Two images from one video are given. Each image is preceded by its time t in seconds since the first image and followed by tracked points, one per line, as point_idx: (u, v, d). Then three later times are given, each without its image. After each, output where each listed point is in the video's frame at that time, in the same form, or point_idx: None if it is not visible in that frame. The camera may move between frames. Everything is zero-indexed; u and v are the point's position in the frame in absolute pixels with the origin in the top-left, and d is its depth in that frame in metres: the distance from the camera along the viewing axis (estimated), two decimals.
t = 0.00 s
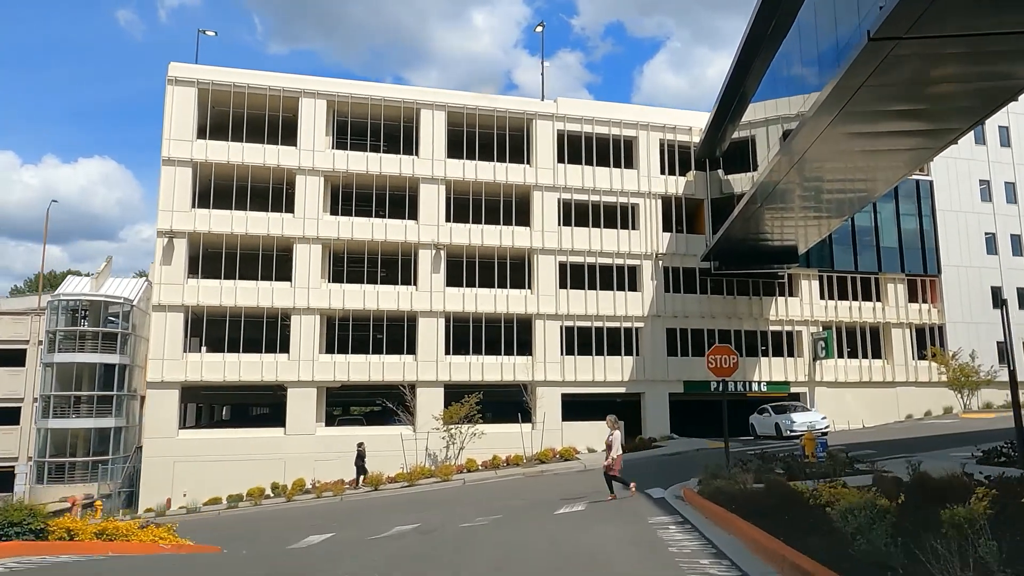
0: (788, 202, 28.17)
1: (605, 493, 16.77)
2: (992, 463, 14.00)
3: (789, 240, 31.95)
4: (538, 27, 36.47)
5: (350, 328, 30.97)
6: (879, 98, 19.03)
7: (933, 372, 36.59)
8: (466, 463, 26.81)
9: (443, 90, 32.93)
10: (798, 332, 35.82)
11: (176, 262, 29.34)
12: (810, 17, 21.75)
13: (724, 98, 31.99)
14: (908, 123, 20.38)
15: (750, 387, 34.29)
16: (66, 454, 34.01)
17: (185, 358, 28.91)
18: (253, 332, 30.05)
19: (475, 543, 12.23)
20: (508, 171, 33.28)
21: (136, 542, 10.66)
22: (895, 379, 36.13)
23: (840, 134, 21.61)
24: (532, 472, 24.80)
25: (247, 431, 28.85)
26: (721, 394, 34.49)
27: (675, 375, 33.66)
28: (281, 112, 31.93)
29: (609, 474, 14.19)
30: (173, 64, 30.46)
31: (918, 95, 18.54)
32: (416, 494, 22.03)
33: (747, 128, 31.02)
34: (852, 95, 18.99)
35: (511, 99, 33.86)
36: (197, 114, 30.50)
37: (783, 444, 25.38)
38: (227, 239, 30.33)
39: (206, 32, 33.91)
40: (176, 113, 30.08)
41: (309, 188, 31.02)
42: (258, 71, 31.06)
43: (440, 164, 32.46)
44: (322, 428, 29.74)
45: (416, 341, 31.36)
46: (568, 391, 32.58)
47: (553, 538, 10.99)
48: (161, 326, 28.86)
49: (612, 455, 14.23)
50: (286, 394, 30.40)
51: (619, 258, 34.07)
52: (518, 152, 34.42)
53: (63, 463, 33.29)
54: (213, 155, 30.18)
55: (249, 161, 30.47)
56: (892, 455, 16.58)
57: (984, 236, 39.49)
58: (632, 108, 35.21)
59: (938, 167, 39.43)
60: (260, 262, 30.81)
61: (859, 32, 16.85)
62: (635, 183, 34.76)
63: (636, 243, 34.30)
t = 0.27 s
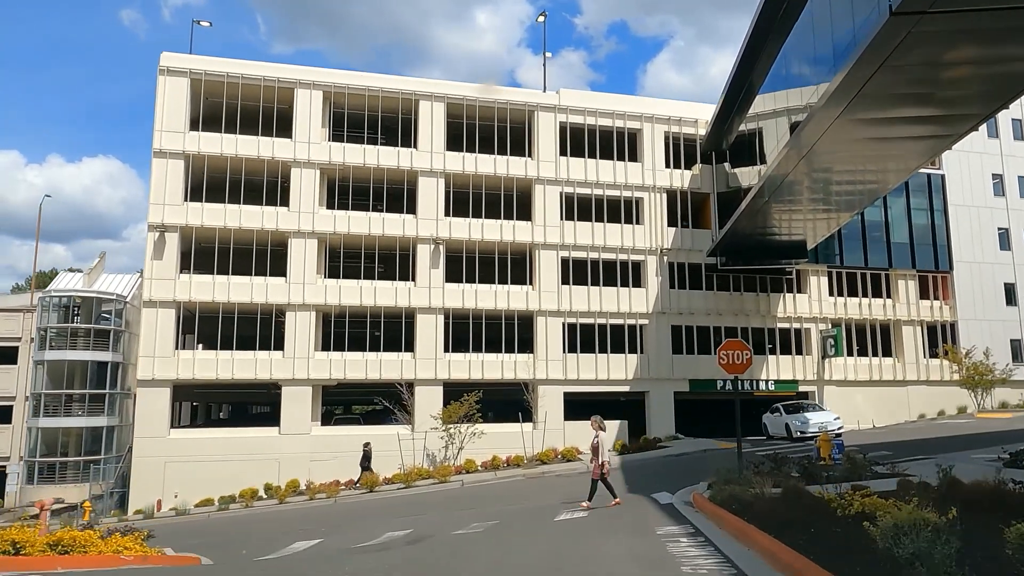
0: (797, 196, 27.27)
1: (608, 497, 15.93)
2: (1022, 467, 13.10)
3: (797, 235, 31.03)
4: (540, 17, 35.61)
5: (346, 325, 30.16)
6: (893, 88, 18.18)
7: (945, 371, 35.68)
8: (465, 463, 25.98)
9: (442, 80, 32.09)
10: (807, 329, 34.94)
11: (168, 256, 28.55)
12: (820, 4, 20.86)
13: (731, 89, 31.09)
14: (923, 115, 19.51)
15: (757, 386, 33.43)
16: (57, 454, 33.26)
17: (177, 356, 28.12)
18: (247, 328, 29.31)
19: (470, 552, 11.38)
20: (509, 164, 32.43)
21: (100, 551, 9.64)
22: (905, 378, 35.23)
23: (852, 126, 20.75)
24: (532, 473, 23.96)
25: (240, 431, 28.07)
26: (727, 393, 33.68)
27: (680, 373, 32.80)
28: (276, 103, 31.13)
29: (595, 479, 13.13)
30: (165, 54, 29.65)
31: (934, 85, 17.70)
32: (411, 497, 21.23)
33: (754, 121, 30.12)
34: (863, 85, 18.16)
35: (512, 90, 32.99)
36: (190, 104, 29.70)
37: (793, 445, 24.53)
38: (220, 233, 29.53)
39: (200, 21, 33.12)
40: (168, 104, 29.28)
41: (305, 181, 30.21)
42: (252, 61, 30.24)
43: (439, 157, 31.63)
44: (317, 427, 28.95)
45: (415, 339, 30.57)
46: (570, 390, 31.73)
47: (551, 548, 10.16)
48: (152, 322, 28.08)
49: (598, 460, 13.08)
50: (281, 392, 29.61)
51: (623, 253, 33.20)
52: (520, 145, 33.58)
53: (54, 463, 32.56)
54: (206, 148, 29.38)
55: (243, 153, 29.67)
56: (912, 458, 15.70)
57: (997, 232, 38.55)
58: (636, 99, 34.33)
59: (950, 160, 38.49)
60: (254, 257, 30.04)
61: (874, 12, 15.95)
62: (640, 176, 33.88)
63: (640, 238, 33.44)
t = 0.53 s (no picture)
0: (803, 192, 26.64)
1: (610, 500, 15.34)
2: None
3: (803, 231, 30.41)
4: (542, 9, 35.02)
5: (343, 323, 29.64)
6: (905, 81, 17.57)
7: (954, 369, 35.05)
8: (465, 463, 25.44)
9: (442, 73, 31.51)
10: (813, 327, 34.33)
11: (162, 252, 28.00)
12: None
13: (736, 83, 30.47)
14: (936, 108, 18.91)
15: (763, 385, 32.83)
16: (51, 453, 32.74)
17: (171, 354, 27.58)
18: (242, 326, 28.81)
19: (463, 557, 10.81)
20: (510, 159, 31.84)
21: (66, 560, 9.07)
22: (914, 377, 34.59)
23: (861, 119, 20.13)
24: (533, 474, 23.40)
25: (235, 430, 27.51)
26: (733, 392, 33.23)
27: (684, 372, 32.19)
28: (273, 96, 30.57)
29: (579, 487, 12.51)
30: (159, 46, 29.10)
31: (949, 76, 17.08)
32: (409, 498, 20.66)
33: (760, 115, 29.50)
34: (873, 76, 17.53)
35: (513, 83, 32.40)
36: (184, 98, 29.15)
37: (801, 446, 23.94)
38: (215, 229, 28.98)
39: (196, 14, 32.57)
40: (163, 97, 28.75)
41: (302, 175, 29.63)
42: (248, 53, 29.68)
43: (439, 151, 31.05)
44: (314, 426, 28.41)
45: (414, 337, 30.02)
46: (572, 389, 31.14)
47: (549, 557, 9.53)
48: (146, 319, 27.54)
49: (581, 466, 12.55)
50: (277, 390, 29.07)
51: (626, 250, 32.60)
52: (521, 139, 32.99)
53: (48, 462, 32.02)
54: (201, 142, 28.84)
55: (238, 147, 29.12)
56: (925, 461, 15.10)
57: (1006, 228, 37.89)
58: (639, 93, 33.72)
59: (958, 156, 37.84)
60: (250, 253, 29.49)
61: None
62: (643, 171, 33.29)
63: (644, 234, 32.85)
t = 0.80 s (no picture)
0: (812, 185, 25.80)
1: (612, 504, 14.56)
2: None
3: (811, 226, 29.56)
4: None
5: (339, 320, 28.94)
6: (921, 70, 16.73)
7: (966, 368, 34.20)
8: (463, 464, 24.69)
9: (440, 63, 30.72)
10: (821, 325, 33.49)
11: (153, 247, 27.27)
12: None
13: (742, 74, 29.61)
14: (953, 98, 18.05)
15: (770, 384, 32.04)
16: (41, 452, 32.04)
17: (161, 351, 26.84)
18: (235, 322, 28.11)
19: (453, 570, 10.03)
20: (511, 151, 31.04)
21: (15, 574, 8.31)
22: (925, 375, 33.73)
23: (875, 109, 19.30)
24: (533, 475, 22.63)
25: (227, 429, 26.77)
26: (739, 390, 32.42)
27: (689, 370, 31.38)
28: (267, 87, 29.80)
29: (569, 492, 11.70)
30: (150, 35, 28.34)
31: (967, 65, 16.23)
32: (403, 501, 19.91)
33: (767, 107, 28.66)
34: (885, 65, 16.73)
35: (513, 74, 31.59)
36: (176, 88, 28.39)
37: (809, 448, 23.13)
38: (207, 223, 28.22)
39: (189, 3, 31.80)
40: (153, 88, 28.00)
41: (296, 168, 28.85)
42: (241, 42, 28.91)
43: (438, 144, 30.25)
44: (309, 425, 27.67)
45: (411, 334, 29.26)
46: (574, 388, 30.36)
47: (545, 572, 8.75)
48: (136, 315, 26.82)
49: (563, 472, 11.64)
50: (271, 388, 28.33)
51: (630, 245, 31.79)
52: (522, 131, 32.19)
53: (39, 461, 31.33)
54: (193, 133, 28.09)
55: (232, 139, 28.37)
56: (945, 465, 14.28)
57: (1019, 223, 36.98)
58: (643, 84, 32.90)
59: (969, 149, 36.93)
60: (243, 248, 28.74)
61: None
62: (647, 164, 32.46)
63: (648, 228, 32.04)
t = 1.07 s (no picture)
0: (821, 179, 25.00)
1: (614, 509, 13.82)
2: None
3: (820, 221, 28.74)
4: None
5: (334, 317, 28.28)
6: (935, 60, 15.97)
7: (977, 367, 33.37)
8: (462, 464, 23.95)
9: (439, 54, 29.99)
10: (829, 322, 32.68)
11: (143, 241, 26.56)
12: None
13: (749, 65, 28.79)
14: (967, 89, 17.31)
15: (777, 382, 31.26)
16: (32, 451, 31.34)
17: (152, 348, 26.15)
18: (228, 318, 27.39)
19: None
20: (511, 144, 30.29)
21: None
22: (936, 374, 32.92)
23: (885, 102, 18.55)
24: (533, 476, 21.88)
25: (220, 429, 26.08)
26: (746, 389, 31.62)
27: (694, 368, 30.62)
28: (261, 78, 29.09)
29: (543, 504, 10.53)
30: (141, 24, 27.64)
31: (983, 53, 15.49)
32: (398, 503, 19.18)
33: (774, 99, 27.86)
34: (899, 55, 15.95)
35: (514, 65, 30.83)
36: (168, 79, 27.69)
37: (817, 451, 22.36)
38: (200, 217, 27.50)
39: None
40: (144, 78, 27.30)
41: (291, 161, 28.12)
42: (235, 32, 28.19)
43: (436, 136, 29.48)
44: (304, 424, 26.95)
45: (409, 330, 28.54)
46: (576, 386, 29.61)
47: None
48: (127, 311, 26.14)
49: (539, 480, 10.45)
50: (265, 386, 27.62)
51: (633, 240, 31.02)
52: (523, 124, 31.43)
53: (30, 461, 30.62)
54: (185, 125, 27.38)
55: (225, 131, 27.66)
56: (967, 469, 13.49)
57: None
58: (647, 75, 32.13)
59: (981, 143, 36.11)
60: (236, 242, 28.02)
61: None
62: (651, 158, 31.68)
63: (652, 223, 31.26)
